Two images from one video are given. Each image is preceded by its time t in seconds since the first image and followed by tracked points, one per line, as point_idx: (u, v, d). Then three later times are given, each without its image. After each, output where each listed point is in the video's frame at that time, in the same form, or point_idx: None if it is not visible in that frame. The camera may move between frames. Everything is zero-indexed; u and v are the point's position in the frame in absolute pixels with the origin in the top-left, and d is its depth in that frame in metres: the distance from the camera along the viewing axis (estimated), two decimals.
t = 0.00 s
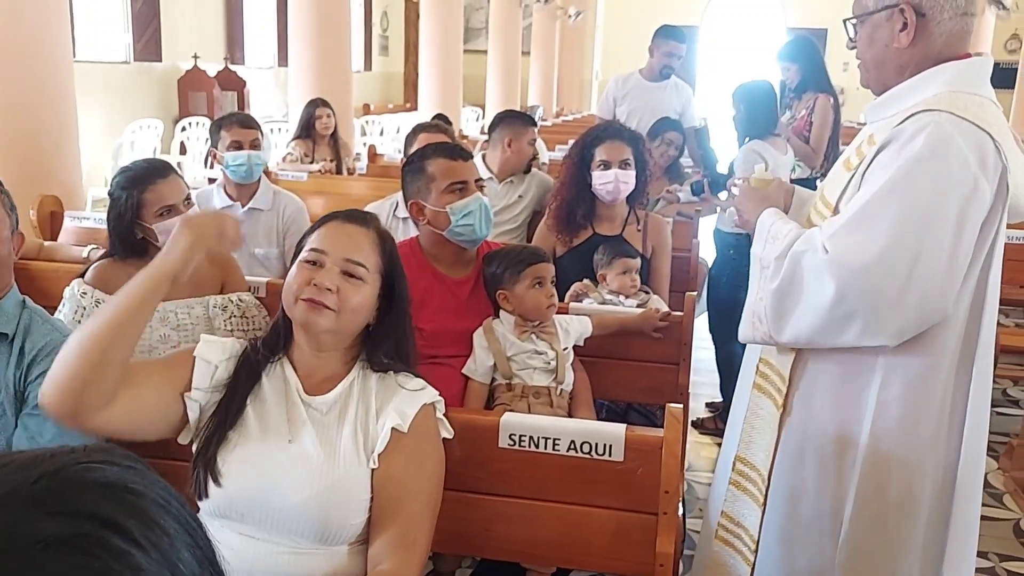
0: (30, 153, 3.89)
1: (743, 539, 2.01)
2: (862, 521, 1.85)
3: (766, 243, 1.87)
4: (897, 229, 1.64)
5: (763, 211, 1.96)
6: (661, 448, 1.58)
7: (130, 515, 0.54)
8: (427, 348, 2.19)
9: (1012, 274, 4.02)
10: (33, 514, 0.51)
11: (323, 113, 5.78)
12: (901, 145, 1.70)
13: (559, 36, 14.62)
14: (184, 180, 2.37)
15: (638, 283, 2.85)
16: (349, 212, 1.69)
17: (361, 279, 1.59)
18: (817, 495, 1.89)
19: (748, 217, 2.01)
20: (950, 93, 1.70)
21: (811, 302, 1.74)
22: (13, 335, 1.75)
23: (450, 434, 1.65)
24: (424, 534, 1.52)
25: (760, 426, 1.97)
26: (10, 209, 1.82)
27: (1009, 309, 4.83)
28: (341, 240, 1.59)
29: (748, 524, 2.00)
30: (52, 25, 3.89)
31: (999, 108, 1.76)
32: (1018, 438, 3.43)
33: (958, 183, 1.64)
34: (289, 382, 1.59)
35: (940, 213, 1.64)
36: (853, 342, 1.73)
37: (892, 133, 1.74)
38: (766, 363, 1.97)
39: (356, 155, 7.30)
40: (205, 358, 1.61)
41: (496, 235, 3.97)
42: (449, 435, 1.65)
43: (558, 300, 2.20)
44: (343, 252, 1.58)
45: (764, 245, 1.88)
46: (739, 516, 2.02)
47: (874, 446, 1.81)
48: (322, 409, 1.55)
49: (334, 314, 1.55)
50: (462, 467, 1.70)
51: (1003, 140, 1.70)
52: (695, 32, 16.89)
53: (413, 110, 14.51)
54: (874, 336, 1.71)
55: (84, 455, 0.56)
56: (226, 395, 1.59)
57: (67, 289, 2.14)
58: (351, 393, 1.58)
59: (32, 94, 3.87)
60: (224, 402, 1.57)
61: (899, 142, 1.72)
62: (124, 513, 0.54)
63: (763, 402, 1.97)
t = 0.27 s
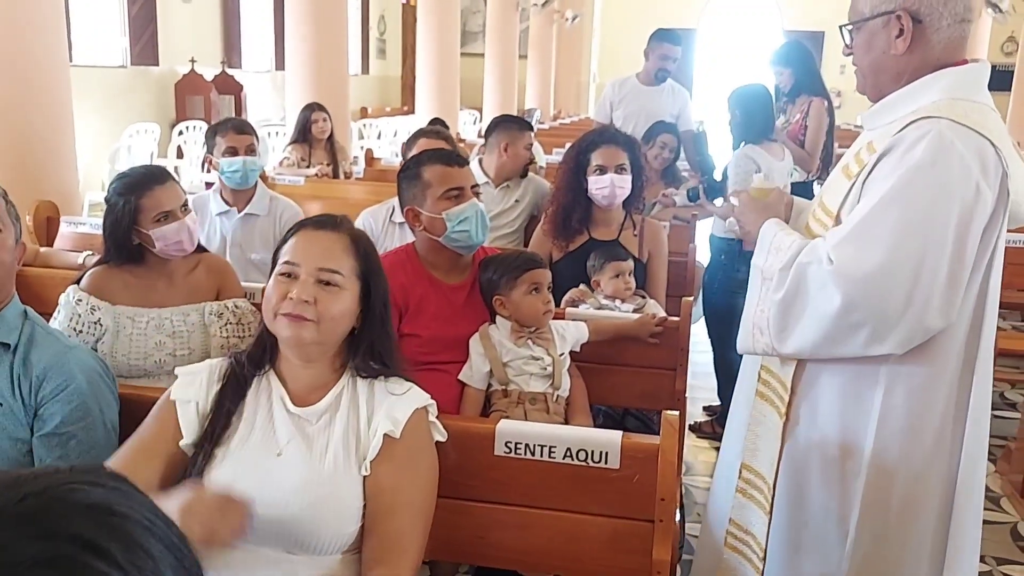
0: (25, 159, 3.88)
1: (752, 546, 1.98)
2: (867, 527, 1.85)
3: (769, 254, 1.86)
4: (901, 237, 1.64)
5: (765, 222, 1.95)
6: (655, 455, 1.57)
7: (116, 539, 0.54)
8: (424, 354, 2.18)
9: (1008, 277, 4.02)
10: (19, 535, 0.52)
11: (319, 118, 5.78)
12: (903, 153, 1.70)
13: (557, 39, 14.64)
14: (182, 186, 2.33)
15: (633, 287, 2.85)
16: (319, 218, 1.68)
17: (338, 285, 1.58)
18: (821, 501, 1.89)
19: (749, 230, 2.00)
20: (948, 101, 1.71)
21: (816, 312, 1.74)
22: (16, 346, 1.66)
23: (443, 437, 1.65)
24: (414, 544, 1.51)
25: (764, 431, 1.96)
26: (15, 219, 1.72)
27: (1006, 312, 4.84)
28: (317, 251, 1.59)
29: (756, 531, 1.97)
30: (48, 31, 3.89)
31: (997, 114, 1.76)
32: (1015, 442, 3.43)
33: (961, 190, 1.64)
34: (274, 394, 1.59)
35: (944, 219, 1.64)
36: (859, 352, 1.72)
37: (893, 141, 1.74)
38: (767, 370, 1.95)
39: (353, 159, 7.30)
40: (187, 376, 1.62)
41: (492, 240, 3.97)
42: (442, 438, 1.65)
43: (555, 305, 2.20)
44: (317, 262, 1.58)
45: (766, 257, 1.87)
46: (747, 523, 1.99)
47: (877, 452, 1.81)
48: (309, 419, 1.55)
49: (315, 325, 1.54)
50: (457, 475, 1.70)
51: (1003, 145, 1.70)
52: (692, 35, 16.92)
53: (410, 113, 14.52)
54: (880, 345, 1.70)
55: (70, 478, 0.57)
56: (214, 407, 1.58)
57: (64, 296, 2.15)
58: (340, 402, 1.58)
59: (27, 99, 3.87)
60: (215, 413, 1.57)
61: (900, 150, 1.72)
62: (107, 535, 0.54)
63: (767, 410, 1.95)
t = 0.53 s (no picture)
0: (21, 168, 3.88)
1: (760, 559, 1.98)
2: (870, 536, 1.85)
3: (767, 267, 1.86)
4: (898, 248, 1.64)
5: (762, 234, 1.96)
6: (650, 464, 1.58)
7: (100, 561, 0.52)
8: (418, 365, 2.18)
9: (1003, 284, 4.03)
10: (2, 559, 0.50)
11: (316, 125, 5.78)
12: (899, 164, 1.71)
13: (553, 45, 14.66)
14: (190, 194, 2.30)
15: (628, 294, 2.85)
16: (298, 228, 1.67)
17: (319, 296, 1.58)
18: (825, 509, 1.89)
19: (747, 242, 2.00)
20: (942, 111, 1.71)
21: (814, 324, 1.74)
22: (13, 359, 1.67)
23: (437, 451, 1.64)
24: (404, 554, 1.51)
25: (766, 444, 1.95)
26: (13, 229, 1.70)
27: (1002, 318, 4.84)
28: (294, 265, 1.58)
29: (764, 544, 1.96)
30: (44, 40, 3.90)
31: (992, 123, 1.76)
32: (1010, 449, 3.44)
33: (957, 200, 1.64)
34: (266, 409, 1.60)
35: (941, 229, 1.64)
36: (858, 363, 1.72)
37: (889, 151, 1.74)
38: (767, 383, 1.96)
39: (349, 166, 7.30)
40: (181, 392, 1.63)
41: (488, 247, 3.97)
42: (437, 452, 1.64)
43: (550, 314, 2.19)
44: (295, 276, 1.57)
45: (764, 269, 1.87)
46: (754, 537, 1.98)
47: (875, 462, 1.81)
48: (301, 433, 1.56)
49: (298, 339, 1.55)
50: (453, 487, 1.70)
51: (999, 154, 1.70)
52: (688, 41, 16.95)
53: (407, 119, 14.53)
54: (878, 356, 1.71)
55: (57, 498, 0.54)
56: (206, 422, 1.59)
57: (59, 306, 2.15)
58: (332, 414, 1.58)
59: (24, 109, 3.87)
60: (207, 430, 1.58)
61: (896, 161, 1.72)
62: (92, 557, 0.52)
63: (768, 422, 1.95)
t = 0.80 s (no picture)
0: (19, 179, 3.88)
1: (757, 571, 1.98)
2: (866, 551, 1.84)
3: (763, 279, 1.87)
4: (895, 262, 1.65)
5: (757, 246, 1.96)
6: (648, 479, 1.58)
7: None
8: (415, 377, 2.18)
9: (1001, 295, 4.03)
10: None
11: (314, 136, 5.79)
12: (895, 177, 1.71)
13: (550, 56, 14.71)
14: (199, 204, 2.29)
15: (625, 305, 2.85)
16: (290, 243, 1.66)
17: (309, 311, 1.56)
18: (821, 522, 1.90)
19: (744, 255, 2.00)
20: (939, 125, 1.72)
21: (810, 338, 1.74)
22: (8, 375, 1.65)
23: (434, 467, 1.64)
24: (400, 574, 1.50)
25: (766, 459, 1.95)
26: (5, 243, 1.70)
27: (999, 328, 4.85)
28: (283, 280, 1.57)
29: (762, 557, 1.96)
30: (42, 52, 3.90)
31: (989, 138, 1.77)
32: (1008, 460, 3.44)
33: (953, 215, 1.65)
34: (263, 424, 1.60)
35: (937, 244, 1.64)
36: (854, 377, 1.73)
37: (885, 165, 1.75)
38: (764, 396, 1.96)
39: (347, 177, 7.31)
40: (180, 403, 1.63)
41: (485, 258, 3.99)
42: (433, 468, 1.64)
43: (546, 327, 2.20)
44: (283, 292, 1.56)
45: (760, 281, 1.88)
46: (753, 550, 1.98)
47: (873, 476, 1.80)
48: (297, 448, 1.56)
49: (289, 355, 1.54)
50: (448, 500, 1.69)
51: (995, 170, 1.71)
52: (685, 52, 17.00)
53: (405, 130, 14.56)
54: (874, 370, 1.71)
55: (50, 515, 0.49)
56: (202, 434, 1.58)
57: (58, 314, 2.15)
58: (329, 429, 1.58)
59: (23, 121, 3.87)
60: (203, 440, 1.57)
61: (893, 175, 1.72)
62: None
63: (766, 435, 1.95)
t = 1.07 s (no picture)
0: (16, 186, 3.88)
1: None
2: (864, 556, 1.84)
3: (758, 284, 1.87)
4: (891, 267, 1.65)
5: (752, 252, 1.97)
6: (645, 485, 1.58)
7: None
8: (411, 383, 2.17)
9: (998, 300, 4.03)
10: None
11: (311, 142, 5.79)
12: (892, 182, 1.71)
13: (547, 62, 14.73)
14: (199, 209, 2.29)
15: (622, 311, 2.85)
16: (282, 249, 1.66)
17: (301, 317, 1.56)
18: (820, 528, 1.90)
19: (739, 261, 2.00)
20: (935, 130, 1.72)
21: (807, 342, 1.74)
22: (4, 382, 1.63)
23: (430, 473, 1.63)
24: None
25: (762, 465, 1.95)
26: None
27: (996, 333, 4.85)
28: (274, 287, 1.57)
29: (757, 564, 1.97)
30: (39, 59, 3.91)
31: (985, 143, 1.77)
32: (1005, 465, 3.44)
33: (949, 220, 1.65)
34: (259, 430, 1.60)
35: (933, 249, 1.64)
36: (851, 382, 1.72)
37: (881, 169, 1.75)
38: (761, 402, 1.96)
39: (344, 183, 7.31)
40: (175, 410, 1.64)
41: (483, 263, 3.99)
42: (429, 475, 1.63)
43: (543, 333, 2.20)
44: (275, 298, 1.56)
45: (756, 286, 1.88)
46: (748, 556, 1.98)
47: (871, 482, 1.80)
48: (294, 455, 1.56)
49: (283, 361, 1.54)
50: (445, 506, 1.69)
51: (991, 175, 1.71)
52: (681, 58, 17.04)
53: (402, 136, 14.57)
54: (872, 375, 1.70)
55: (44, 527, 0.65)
56: (198, 440, 1.58)
57: (55, 320, 2.14)
58: (325, 435, 1.58)
59: (20, 128, 3.88)
60: (199, 447, 1.57)
61: (889, 180, 1.72)
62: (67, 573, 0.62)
63: (763, 442, 1.95)
